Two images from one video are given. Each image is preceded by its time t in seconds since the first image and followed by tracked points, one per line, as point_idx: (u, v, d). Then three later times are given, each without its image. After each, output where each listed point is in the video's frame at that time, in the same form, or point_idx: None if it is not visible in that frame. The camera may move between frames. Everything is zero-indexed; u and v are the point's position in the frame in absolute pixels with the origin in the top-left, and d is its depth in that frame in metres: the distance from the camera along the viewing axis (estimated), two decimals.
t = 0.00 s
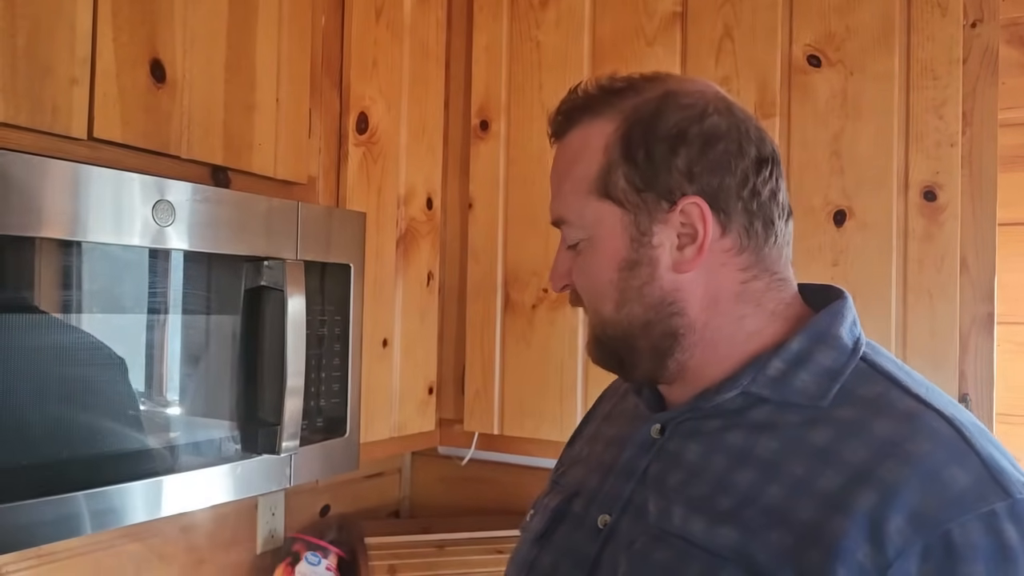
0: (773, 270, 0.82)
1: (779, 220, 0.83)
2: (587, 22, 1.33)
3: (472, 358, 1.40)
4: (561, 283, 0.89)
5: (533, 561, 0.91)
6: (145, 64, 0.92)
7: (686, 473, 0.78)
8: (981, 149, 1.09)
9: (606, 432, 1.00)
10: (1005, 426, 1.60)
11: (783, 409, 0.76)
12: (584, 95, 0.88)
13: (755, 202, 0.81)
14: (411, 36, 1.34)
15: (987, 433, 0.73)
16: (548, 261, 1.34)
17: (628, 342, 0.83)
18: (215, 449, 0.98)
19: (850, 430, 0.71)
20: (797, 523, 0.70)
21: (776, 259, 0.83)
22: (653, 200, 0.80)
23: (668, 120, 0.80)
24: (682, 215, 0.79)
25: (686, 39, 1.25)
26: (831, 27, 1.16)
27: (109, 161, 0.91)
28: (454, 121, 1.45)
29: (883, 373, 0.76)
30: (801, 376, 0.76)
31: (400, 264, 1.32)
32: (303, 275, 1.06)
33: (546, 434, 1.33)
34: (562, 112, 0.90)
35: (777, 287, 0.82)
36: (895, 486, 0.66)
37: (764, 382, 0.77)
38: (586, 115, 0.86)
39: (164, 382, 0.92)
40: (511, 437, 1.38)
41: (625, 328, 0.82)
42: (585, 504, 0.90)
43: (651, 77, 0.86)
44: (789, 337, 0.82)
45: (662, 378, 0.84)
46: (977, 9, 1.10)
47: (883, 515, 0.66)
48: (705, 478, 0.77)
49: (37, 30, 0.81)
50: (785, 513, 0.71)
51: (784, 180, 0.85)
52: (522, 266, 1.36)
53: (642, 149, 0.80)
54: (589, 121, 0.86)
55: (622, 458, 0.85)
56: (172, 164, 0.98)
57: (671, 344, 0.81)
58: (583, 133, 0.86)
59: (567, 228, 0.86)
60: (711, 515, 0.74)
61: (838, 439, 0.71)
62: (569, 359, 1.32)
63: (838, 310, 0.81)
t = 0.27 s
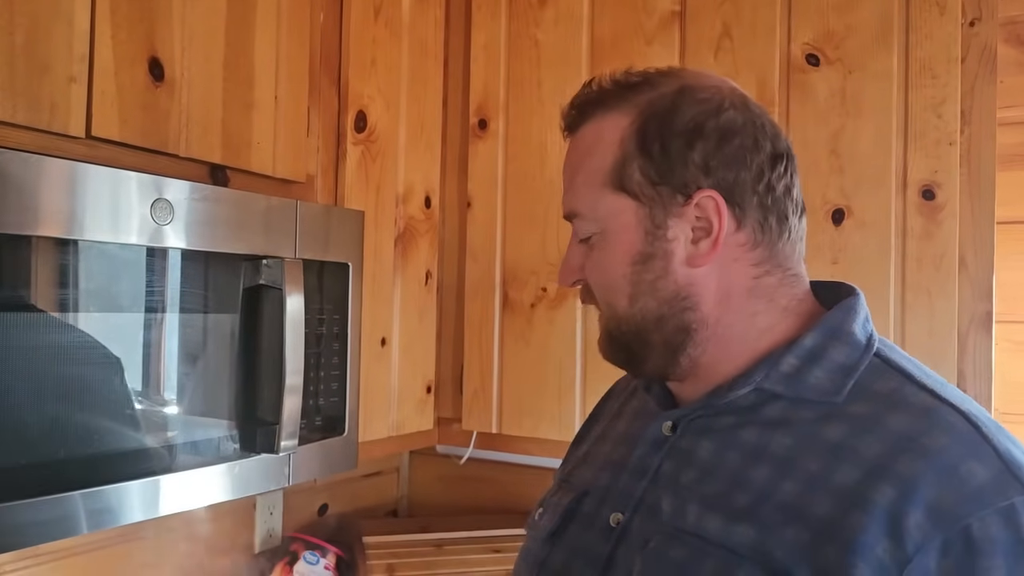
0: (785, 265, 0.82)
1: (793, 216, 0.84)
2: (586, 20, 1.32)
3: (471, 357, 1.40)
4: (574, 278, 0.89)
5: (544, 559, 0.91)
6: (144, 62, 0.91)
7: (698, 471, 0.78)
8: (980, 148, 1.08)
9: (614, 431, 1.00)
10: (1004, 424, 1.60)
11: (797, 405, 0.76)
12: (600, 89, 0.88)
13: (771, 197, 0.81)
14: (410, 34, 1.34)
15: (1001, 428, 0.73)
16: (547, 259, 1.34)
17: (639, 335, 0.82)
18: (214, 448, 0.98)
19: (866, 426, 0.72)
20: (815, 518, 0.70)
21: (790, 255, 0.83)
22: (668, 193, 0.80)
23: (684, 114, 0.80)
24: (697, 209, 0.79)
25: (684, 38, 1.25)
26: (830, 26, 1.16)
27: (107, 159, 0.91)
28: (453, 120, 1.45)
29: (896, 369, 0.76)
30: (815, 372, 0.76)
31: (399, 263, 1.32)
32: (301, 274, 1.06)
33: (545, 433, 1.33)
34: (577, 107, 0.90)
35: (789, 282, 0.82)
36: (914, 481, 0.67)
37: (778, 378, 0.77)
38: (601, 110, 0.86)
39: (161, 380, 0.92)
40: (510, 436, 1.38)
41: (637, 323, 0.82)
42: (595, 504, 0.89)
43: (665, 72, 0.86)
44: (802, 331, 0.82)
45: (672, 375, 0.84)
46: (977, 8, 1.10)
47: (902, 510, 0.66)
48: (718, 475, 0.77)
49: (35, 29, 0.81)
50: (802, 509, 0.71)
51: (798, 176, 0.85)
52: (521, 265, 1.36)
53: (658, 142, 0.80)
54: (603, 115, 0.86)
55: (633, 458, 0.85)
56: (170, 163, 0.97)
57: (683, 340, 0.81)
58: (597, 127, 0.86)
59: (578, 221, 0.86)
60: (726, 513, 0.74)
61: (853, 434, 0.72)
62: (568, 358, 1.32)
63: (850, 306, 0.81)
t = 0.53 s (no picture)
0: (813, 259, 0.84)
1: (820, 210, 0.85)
2: (582, 20, 1.32)
3: (467, 356, 1.40)
4: (659, 231, 0.79)
5: (549, 564, 0.93)
6: (140, 61, 0.91)
7: (702, 470, 0.78)
8: (975, 148, 1.09)
9: (617, 434, 1.00)
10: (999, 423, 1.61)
11: (798, 401, 0.75)
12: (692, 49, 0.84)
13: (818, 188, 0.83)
14: (406, 33, 1.34)
15: (1004, 418, 0.72)
16: (543, 259, 1.34)
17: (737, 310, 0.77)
18: (211, 448, 0.98)
19: (867, 421, 0.71)
20: (820, 516, 0.69)
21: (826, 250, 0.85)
22: (803, 163, 0.79)
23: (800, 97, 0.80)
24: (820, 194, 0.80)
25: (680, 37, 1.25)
26: (826, 26, 1.16)
27: (103, 159, 0.91)
28: (449, 120, 1.45)
29: (896, 361, 0.75)
30: (816, 366, 0.76)
31: (395, 262, 1.32)
32: (298, 274, 1.06)
33: (541, 433, 1.33)
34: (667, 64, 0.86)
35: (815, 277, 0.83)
36: (917, 475, 0.66)
37: (778, 374, 0.77)
38: (716, 62, 0.82)
39: (156, 380, 0.92)
40: (506, 436, 1.38)
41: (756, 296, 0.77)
42: (598, 507, 0.91)
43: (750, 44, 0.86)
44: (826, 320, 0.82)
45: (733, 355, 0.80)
46: (972, 8, 1.10)
47: (906, 505, 0.65)
48: (722, 474, 0.76)
49: (31, 28, 0.81)
50: (806, 507, 0.70)
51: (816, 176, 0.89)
52: (517, 265, 1.36)
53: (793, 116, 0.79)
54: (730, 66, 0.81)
55: (635, 462, 0.86)
56: (166, 162, 0.97)
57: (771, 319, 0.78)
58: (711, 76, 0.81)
59: (702, 166, 0.79)
60: (730, 512, 0.74)
61: (855, 430, 0.71)
62: (565, 357, 1.32)
63: (847, 299, 0.81)
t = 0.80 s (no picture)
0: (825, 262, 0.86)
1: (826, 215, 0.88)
2: (577, 20, 1.32)
3: (462, 357, 1.40)
4: (739, 228, 0.77)
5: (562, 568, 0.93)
6: (134, 62, 0.91)
7: (720, 476, 0.77)
8: (969, 148, 1.09)
9: (630, 438, 1.00)
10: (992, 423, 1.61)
11: (820, 406, 0.74)
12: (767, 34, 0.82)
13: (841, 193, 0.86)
14: (401, 33, 1.34)
15: None
16: (538, 260, 1.34)
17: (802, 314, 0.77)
18: (206, 449, 0.98)
19: (894, 428, 0.69)
20: (845, 527, 0.67)
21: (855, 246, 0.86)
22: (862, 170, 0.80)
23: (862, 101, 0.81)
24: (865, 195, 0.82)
25: (675, 39, 1.25)
26: (820, 27, 1.17)
27: (96, 159, 0.91)
28: (443, 120, 1.45)
29: (920, 365, 0.73)
30: (839, 371, 0.74)
31: (390, 263, 1.32)
32: (292, 275, 1.06)
33: (536, 434, 1.33)
34: (733, 46, 0.84)
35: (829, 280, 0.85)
36: (947, 486, 0.64)
37: (799, 377, 0.76)
38: (788, 56, 0.81)
39: (151, 381, 0.92)
40: (501, 436, 1.38)
41: (815, 302, 0.77)
42: (610, 512, 0.91)
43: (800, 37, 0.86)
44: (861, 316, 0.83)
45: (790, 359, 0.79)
46: (965, 9, 1.10)
47: (936, 518, 0.63)
48: (741, 480, 0.75)
49: (25, 28, 0.80)
50: (830, 517, 0.68)
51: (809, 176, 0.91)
52: (512, 265, 1.36)
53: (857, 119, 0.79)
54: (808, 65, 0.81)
55: (649, 464, 0.85)
56: (160, 163, 0.97)
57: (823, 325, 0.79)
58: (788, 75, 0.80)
59: (787, 161, 0.77)
60: (750, 521, 0.72)
61: (880, 437, 0.69)
62: (560, 358, 1.32)
63: (871, 301, 0.80)
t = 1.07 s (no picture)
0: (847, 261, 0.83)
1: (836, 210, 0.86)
2: (569, 20, 1.32)
3: (455, 357, 1.40)
4: (794, 209, 0.70)
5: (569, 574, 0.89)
6: (125, 62, 0.91)
7: (731, 481, 0.73)
8: (961, 146, 1.09)
9: (643, 437, 0.96)
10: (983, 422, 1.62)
11: (837, 409, 0.70)
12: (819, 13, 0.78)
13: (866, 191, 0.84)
14: (393, 34, 1.34)
15: None
16: (531, 260, 1.34)
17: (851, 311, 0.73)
18: (197, 450, 0.97)
19: (914, 434, 0.65)
20: (862, 541, 0.63)
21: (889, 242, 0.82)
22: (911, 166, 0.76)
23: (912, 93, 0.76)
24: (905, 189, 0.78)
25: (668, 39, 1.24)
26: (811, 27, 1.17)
27: (86, 159, 0.90)
28: (436, 120, 1.44)
29: (946, 367, 0.69)
30: (859, 373, 0.71)
31: (382, 263, 1.31)
32: (284, 275, 1.05)
33: (529, 434, 1.33)
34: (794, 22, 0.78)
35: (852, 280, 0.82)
36: (968, 497, 0.61)
37: (818, 380, 0.72)
38: (852, 36, 0.75)
39: (143, 382, 0.91)
40: (494, 437, 1.38)
41: (861, 300, 0.73)
42: (619, 517, 0.87)
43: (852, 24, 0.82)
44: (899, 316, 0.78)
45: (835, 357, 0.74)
46: (957, 10, 1.11)
47: (957, 531, 0.60)
48: (752, 486, 0.71)
49: (13, 28, 0.80)
50: (845, 527, 0.65)
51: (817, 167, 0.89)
52: (505, 266, 1.36)
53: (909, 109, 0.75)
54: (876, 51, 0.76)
55: (660, 469, 0.81)
56: (150, 163, 0.97)
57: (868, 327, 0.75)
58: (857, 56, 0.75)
59: (846, 145, 0.71)
60: (761, 531, 0.69)
61: (902, 445, 0.65)
62: (553, 358, 1.32)
63: (897, 299, 0.76)
